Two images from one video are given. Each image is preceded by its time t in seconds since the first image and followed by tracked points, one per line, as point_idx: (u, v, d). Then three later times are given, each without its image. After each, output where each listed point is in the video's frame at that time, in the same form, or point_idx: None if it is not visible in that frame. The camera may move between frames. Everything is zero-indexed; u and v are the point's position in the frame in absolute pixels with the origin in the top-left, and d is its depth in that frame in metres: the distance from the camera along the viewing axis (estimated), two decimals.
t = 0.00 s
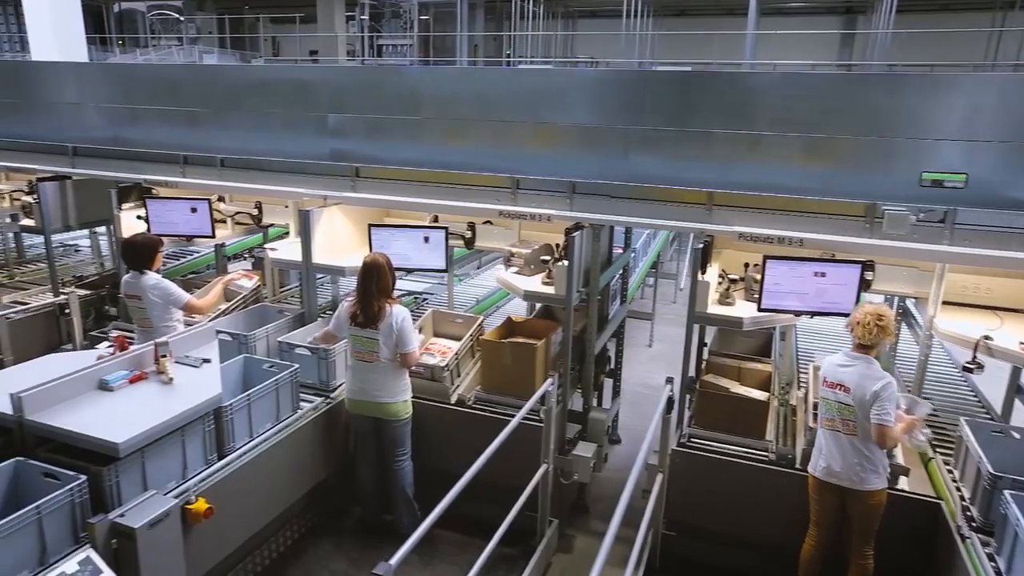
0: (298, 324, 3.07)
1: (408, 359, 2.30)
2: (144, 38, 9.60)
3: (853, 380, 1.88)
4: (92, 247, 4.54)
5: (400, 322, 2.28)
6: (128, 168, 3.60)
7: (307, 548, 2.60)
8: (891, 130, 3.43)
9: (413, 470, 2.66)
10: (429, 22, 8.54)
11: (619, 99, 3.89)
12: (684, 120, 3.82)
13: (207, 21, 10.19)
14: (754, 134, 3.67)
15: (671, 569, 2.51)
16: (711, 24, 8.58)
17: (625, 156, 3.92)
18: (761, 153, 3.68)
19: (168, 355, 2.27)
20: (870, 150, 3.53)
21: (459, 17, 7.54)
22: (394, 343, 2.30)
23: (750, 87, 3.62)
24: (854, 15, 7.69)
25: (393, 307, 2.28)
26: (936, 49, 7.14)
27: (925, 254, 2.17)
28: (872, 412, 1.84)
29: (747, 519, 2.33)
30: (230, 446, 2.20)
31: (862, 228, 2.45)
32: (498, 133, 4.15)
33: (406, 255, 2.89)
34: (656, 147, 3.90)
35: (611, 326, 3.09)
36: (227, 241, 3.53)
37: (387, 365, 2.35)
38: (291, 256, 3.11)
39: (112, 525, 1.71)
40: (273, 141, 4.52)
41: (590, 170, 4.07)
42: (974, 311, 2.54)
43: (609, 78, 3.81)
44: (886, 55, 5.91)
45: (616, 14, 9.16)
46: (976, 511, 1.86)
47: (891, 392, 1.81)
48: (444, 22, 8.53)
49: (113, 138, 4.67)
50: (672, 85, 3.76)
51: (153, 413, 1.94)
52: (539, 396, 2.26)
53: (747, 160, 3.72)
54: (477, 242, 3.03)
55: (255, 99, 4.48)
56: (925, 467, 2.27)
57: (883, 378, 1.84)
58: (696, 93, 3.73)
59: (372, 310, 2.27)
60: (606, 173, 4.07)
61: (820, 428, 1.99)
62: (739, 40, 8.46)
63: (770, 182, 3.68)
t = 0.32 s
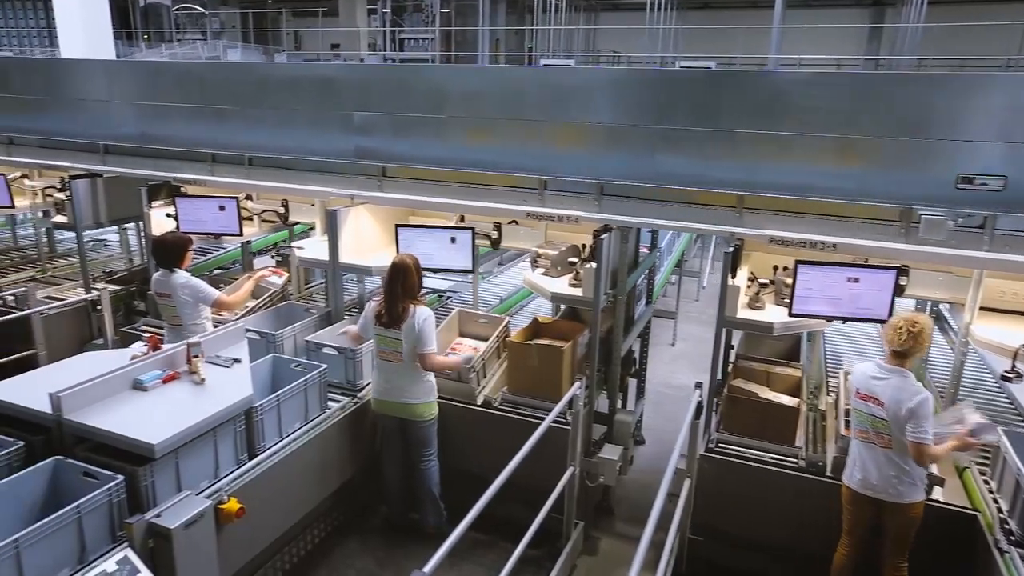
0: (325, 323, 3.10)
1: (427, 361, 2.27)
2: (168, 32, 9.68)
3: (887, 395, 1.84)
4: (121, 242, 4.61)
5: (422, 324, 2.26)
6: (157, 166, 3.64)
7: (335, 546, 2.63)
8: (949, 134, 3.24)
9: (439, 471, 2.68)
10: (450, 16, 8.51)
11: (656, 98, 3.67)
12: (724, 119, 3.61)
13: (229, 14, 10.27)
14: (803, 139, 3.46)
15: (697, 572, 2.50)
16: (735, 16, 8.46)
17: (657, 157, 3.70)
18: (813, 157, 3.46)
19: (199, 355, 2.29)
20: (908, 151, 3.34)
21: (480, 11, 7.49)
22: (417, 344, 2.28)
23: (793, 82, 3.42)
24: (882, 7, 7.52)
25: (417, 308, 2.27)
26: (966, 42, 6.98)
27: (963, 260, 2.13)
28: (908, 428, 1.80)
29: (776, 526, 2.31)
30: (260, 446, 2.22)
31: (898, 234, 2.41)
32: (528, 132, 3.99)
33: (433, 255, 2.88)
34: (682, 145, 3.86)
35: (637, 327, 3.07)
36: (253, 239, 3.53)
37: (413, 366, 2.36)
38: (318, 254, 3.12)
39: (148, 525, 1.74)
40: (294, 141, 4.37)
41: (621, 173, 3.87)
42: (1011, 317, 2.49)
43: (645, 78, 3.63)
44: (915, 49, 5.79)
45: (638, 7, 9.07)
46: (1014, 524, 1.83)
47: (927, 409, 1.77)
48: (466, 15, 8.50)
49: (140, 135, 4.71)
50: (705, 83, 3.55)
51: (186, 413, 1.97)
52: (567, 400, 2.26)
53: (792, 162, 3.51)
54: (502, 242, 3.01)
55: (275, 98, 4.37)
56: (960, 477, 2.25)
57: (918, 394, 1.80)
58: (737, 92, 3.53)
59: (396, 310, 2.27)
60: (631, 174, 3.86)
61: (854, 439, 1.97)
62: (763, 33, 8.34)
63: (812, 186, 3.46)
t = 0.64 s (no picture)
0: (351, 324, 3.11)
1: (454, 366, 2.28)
2: (193, 27, 9.77)
3: (944, 414, 1.80)
4: (149, 238, 4.67)
5: (445, 328, 2.26)
6: (187, 165, 3.67)
7: (362, 545, 2.65)
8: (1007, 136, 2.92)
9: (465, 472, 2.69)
10: (472, 10, 8.48)
11: (682, 98, 3.43)
12: (758, 116, 3.29)
13: (253, 8, 10.34)
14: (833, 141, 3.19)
15: None
16: (760, 9, 8.33)
17: (683, 160, 3.47)
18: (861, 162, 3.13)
19: (231, 356, 2.32)
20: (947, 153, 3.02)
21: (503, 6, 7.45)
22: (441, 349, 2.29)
23: (828, 84, 3.13)
24: None
25: (440, 312, 2.28)
26: (1000, 35, 6.80)
27: (1003, 267, 2.08)
28: (970, 448, 1.79)
29: (805, 534, 2.29)
30: (291, 446, 2.25)
31: (935, 239, 2.40)
32: (560, 135, 3.73)
33: (460, 255, 2.88)
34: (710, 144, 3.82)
35: (664, 329, 3.05)
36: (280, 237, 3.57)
37: (438, 370, 2.35)
38: (345, 255, 3.11)
39: (185, 526, 1.77)
40: (319, 137, 4.30)
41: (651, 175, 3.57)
42: None
43: (678, 77, 3.41)
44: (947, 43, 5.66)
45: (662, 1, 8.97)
46: None
47: (990, 428, 1.75)
48: (488, 9, 8.46)
49: (167, 132, 4.75)
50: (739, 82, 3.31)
51: (220, 415, 1.99)
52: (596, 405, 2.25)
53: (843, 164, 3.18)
54: (530, 243, 3.07)
55: (298, 96, 4.29)
56: (997, 488, 2.22)
57: (977, 412, 1.78)
58: (772, 90, 3.25)
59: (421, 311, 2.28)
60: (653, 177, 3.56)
61: (898, 456, 1.93)
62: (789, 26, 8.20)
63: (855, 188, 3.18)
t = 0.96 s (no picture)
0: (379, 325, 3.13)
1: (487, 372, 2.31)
2: (219, 22, 9.87)
3: (1015, 437, 1.82)
4: (178, 234, 4.73)
5: (479, 337, 2.28)
6: (216, 163, 3.71)
7: (388, 545, 2.68)
8: None
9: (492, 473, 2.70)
10: (496, 5, 8.46)
11: (712, 96, 3.40)
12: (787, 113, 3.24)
13: (278, 3, 10.42)
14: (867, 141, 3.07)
15: None
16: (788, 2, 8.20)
17: (713, 159, 3.39)
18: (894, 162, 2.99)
19: (263, 357, 2.33)
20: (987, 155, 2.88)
21: (527, 0, 7.43)
22: (473, 355, 2.31)
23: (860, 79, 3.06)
24: None
25: (475, 320, 2.29)
26: None
27: None
28: None
29: (835, 544, 2.28)
30: (321, 447, 2.27)
31: (973, 246, 2.35)
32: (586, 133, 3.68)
33: (488, 256, 2.87)
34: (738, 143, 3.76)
35: (691, 332, 3.02)
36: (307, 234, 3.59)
37: (465, 374, 2.37)
38: (371, 254, 3.12)
39: (221, 528, 1.80)
40: (345, 133, 4.31)
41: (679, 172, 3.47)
42: None
43: (707, 77, 3.37)
44: (982, 38, 5.53)
45: None
46: None
47: None
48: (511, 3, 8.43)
49: (195, 128, 4.80)
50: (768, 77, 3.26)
51: (252, 417, 2.01)
52: (626, 411, 2.25)
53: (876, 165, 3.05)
54: (557, 244, 3.01)
55: (325, 93, 4.31)
56: None
57: None
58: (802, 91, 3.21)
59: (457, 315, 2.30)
60: (677, 174, 3.48)
61: (952, 475, 1.94)
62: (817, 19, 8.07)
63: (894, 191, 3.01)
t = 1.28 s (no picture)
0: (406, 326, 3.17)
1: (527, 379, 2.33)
2: (243, 17, 9.95)
3: None
4: (206, 230, 4.79)
5: (520, 341, 2.30)
6: (245, 163, 3.75)
7: (415, 546, 2.70)
8: None
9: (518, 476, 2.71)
10: None
11: (746, 98, 3.29)
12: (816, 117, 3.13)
13: None
14: (903, 145, 2.97)
15: None
16: None
17: (743, 162, 3.34)
18: (931, 166, 2.94)
19: (294, 360, 2.35)
20: None
21: None
22: (512, 359, 2.33)
23: (900, 83, 2.92)
24: None
25: (515, 325, 2.31)
26: None
27: None
28: None
29: (867, 554, 2.25)
30: (351, 449, 2.29)
31: (1013, 254, 2.30)
32: (613, 135, 3.65)
33: (516, 258, 2.88)
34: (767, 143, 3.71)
35: (719, 336, 3.00)
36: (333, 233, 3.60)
37: (502, 378, 2.38)
38: (398, 254, 3.13)
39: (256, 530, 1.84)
40: (371, 131, 4.33)
41: (707, 175, 3.45)
42: None
43: (736, 77, 3.31)
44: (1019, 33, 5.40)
45: None
46: None
47: None
48: None
49: (223, 126, 4.85)
50: (799, 85, 3.14)
51: (285, 420, 2.03)
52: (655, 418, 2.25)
53: (913, 169, 2.98)
54: (584, 246, 3.02)
55: (352, 91, 4.32)
56: None
57: None
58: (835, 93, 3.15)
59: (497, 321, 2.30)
60: (706, 179, 3.45)
61: (996, 491, 1.92)
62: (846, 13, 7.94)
63: (929, 196, 2.96)
